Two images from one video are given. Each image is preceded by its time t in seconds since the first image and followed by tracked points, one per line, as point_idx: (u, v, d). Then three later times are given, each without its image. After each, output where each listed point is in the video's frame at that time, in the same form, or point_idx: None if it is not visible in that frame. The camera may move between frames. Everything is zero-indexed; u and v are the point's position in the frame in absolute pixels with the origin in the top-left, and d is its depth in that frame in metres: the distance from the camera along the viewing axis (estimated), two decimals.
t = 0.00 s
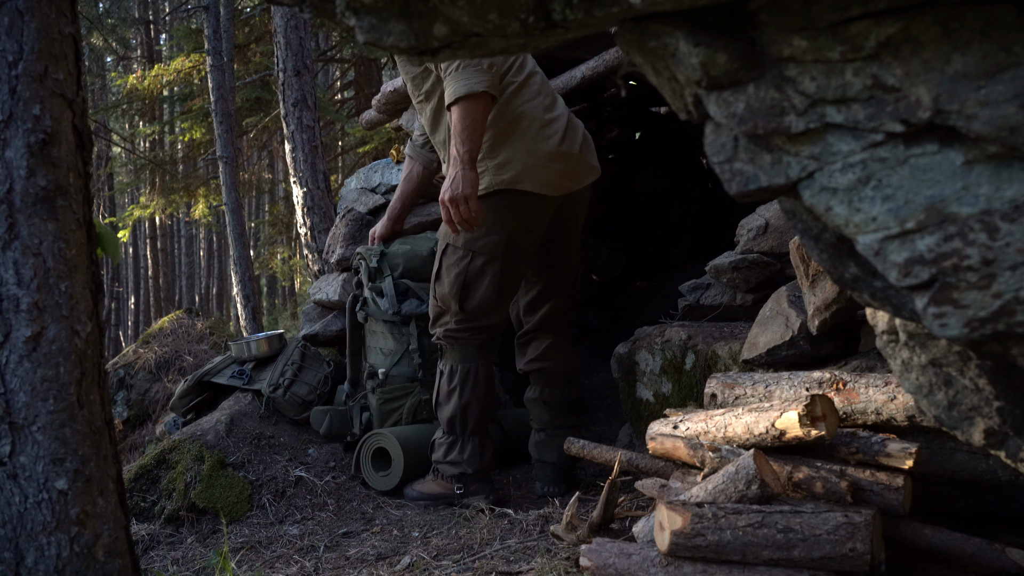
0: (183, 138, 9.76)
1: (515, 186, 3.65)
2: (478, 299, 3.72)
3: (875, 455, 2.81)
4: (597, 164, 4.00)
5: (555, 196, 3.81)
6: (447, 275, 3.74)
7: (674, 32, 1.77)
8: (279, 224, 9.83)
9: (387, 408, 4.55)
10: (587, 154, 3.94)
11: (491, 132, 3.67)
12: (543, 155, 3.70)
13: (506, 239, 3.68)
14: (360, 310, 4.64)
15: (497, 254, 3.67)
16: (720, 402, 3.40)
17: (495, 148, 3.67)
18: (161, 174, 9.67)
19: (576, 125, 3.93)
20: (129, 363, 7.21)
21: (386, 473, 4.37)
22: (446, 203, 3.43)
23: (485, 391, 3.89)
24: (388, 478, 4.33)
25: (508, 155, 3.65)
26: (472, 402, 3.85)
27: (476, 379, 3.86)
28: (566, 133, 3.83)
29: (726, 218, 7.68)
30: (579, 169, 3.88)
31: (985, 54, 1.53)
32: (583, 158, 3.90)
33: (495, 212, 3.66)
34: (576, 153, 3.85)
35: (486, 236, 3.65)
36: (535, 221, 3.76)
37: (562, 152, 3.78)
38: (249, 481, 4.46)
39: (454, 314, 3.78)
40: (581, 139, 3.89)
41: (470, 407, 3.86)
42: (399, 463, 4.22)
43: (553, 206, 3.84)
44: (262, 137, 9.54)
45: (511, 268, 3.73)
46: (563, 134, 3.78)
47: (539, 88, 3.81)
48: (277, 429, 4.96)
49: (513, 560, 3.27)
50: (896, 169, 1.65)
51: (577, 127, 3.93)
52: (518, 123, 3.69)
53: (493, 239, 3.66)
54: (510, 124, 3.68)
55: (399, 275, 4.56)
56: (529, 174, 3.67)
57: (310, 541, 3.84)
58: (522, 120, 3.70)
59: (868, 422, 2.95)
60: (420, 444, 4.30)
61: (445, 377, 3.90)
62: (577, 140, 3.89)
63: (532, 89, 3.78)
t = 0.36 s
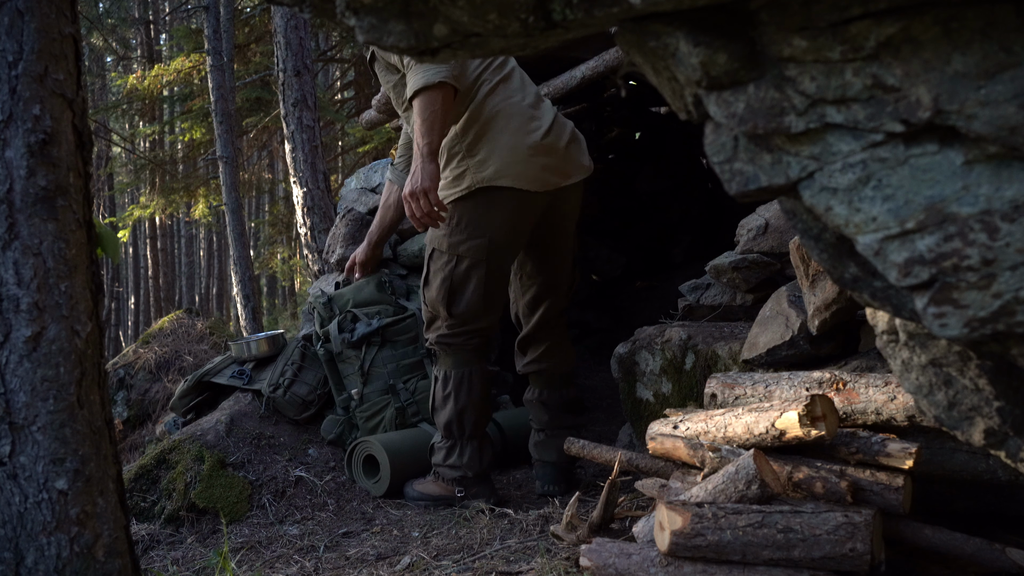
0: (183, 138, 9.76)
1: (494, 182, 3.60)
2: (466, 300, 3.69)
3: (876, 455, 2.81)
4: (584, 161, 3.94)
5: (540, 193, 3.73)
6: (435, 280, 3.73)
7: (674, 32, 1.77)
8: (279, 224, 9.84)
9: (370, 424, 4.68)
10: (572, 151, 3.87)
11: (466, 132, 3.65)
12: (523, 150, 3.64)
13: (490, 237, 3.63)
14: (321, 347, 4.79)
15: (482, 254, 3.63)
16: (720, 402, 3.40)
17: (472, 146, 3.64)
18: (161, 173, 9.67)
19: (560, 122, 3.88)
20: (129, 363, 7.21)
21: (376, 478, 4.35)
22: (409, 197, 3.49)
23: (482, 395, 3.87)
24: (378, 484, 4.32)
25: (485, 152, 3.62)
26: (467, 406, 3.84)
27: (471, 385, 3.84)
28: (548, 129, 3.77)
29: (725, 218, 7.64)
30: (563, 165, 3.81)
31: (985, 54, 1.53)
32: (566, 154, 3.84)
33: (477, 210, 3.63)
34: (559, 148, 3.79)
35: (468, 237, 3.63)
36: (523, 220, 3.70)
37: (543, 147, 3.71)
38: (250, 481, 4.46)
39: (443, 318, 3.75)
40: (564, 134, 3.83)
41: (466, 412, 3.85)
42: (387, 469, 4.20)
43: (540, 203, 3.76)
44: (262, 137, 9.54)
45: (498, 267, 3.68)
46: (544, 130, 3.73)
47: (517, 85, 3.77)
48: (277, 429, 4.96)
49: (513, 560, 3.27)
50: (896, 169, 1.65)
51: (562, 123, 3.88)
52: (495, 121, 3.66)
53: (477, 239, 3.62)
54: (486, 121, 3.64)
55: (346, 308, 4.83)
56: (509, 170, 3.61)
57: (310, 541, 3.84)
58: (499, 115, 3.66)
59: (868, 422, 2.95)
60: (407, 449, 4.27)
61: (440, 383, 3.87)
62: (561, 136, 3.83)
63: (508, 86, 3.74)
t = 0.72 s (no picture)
0: (183, 138, 9.76)
1: (444, 196, 3.62)
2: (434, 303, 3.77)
3: (875, 455, 2.81)
4: (557, 170, 3.78)
5: (498, 204, 3.64)
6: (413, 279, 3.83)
7: (674, 32, 1.77)
8: (279, 224, 9.85)
9: (371, 425, 4.66)
10: (541, 161, 3.75)
11: (426, 144, 3.71)
12: (476, 161, 3.59)
13: (453, 242, 3.66)
14: (321, 349, 4.81)
15: (449, 253, 3.68)
16: (720, 402, 3.40)
17: (429, 160, 3.70)
18: (161, 173, 9.67)
19: (534, 129, 3.75)
20: (129, 363, 7.21)
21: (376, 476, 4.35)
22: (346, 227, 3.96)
23: (473, 393, 3.87)
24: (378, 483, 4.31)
25: (439, 166, 3.66)
26: (458, 402, 3.84)
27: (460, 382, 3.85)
28: (512, 139, 3.68)
29: (726, 218, 7.65)
30: (527, 176, 3.70)
31: (985, 54, 1.53)
32: (534, 164, 3.73)
33: (435, 219, 3.70)
34: (522, 157, 3.68)
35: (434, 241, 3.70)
36: (486, 226, 3.64)
37: (502, 158, 3.63)
38: (249, 481, 4.46)
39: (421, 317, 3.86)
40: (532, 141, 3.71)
41: (457, 408, 3.85)
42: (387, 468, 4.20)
43: (502, 213, 3.67)
44: (262, 137, 9.54)
45: (462, 272, 3.70)
46: (504, 140, 3.63)
47: (486, 92, 3.69)
48: (277, 429, 4.96)
49: (513, 560, 3.27)
50: (896, 169, 1.65)
51: (536, 130, 3.75)
52: (453, 133, 3.66)
53: (441, 244, 3.68)
54: (444, 133, 3.65)
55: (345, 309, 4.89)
56: (460, 183, 3.59)
57: (310, 541, 3.84)
58: (455, 128, 3.65)
59: (868, 422, 2.94)
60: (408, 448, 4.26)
61: (431, 380, 3.92)
62: (528, 146, 3.71)
63: (476, 93, 3.68)
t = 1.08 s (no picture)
0: (183, 138, 9.76)
1: (439, 196, 3.67)
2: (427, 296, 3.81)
3: (875, 456, 2.81)
4: (555, 180, 3.70)
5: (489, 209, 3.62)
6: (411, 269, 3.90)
7: (674, 32, 1.76)
8: (279, 224, 9.85)
9: (371, 426, 4.65)
10: (538, 171, 3.67)
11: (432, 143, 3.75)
12: (469, 166, 3.59)
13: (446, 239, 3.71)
14: (320, 351, 4.81)
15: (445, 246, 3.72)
16: (720, 402, 3.40)
17: (433, 159, 3.74)
18: (161, 173, 9.67)
19: (538, 137, 3.67)
20: (129, 363, 7.21)
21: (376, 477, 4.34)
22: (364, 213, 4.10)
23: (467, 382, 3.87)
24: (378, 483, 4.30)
25: (438, 165, 3.70)
26: (453, 390, 3.84)
27: (455, 371, 3.85)
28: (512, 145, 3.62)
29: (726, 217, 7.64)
30: (522, 184, 3.64)
31: (985, 54, 1.53)
32: (531, 173, 3.66)
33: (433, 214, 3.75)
34: (518, 166, 3.62)
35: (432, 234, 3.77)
36: (477, 228, 3.64)
37: (496, 164, 3.59)
38: (249, 481, 4.46)
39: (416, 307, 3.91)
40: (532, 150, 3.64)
41: (451, 396, 3.85)
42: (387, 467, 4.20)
43: (493, 219, 3.64)
44: (262, 136, 9.54)
45: (454, 269, 3.75)
46: (500, 146, 3.59)
47: (492, 95, 3.63)
48: (277, 429, 4.96)
49: (513, 560, 3.28)
50: (896, 169, 1.65)
51: (539, 138, 3.67)
52: (455, 135, 3.67)
53: (438, 240, 3.74)
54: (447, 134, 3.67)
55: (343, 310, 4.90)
56: (453, 185, 3.60)
57: (310, 541, 3.84)
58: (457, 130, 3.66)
59: (868, 422, 2.94)
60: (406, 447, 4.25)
61: (425, 371, 3.92)
62: (527, 154, 3.64)
63: (482, 97, 3.64)
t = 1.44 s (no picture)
0: (183, 138, 9.77)
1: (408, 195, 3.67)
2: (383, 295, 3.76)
3: (876, 455, 2.80)
4: (523, 180, 3.61)
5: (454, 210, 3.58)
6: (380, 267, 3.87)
7: (674, 32, 1.76)
8: (279, 224, 9.85)
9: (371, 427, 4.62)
10: (506, 169, 3.60)
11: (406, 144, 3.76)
12: (434, 167, 3.57)
13: (405, 238, 3.66)
14: (321, 351, 4.83)
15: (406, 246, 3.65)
16: (720, 402, 3.40)
17: (405, 158, 3.76)
18: (161, 173, 9.67)
19: (507, 134, 3.60)
20: (129, 363, 7.21)
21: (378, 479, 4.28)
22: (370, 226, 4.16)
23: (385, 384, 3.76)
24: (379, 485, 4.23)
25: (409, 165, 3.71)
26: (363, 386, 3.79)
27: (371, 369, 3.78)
28: (479, 143, 3.58)
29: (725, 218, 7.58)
30: (489, 185, 3.58)
31: (985, 54, 1.53)
32: (497, 171, 3.58)
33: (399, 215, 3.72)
34: (483, 167, 3.57)
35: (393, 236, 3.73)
36: (441, 232, 3.60)
37: (461, 163, 3.56)
38: (250, 481, 4.46)
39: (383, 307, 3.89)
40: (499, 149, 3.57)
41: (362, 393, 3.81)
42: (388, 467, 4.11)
43: (459, 220, 3.60)
44: (262, 136, 9.54)
45: (416, 268, 3.66)
46: (465, 145, 3.55)
47: (460, 94, 3.60)
48: (277, 429, 4.95)
49: (513, 560, 3.27)
50: (896, 169, 1.65)
51: (508, 136, 3.60)
52: (424, 133, 3.67)
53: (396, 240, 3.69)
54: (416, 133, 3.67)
55: (343, 311, 4.93)
56: (420, 185, 3.60)
57: (310, 541, 3.84)
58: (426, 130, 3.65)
59: (868, 422, 2.94)
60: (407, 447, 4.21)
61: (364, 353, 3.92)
62: (494, 152, 3.58)
63: (451, 96, 3.61)
